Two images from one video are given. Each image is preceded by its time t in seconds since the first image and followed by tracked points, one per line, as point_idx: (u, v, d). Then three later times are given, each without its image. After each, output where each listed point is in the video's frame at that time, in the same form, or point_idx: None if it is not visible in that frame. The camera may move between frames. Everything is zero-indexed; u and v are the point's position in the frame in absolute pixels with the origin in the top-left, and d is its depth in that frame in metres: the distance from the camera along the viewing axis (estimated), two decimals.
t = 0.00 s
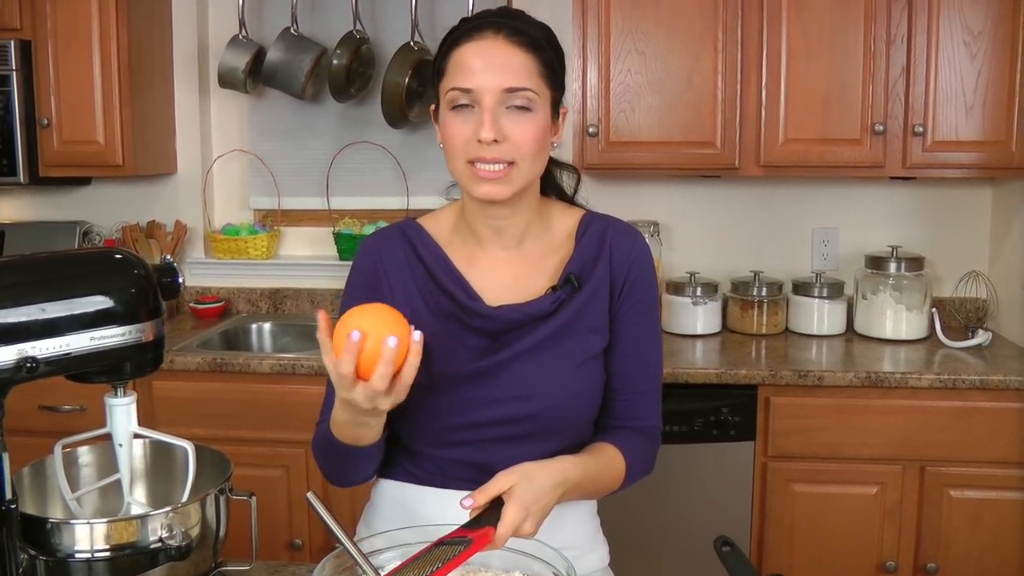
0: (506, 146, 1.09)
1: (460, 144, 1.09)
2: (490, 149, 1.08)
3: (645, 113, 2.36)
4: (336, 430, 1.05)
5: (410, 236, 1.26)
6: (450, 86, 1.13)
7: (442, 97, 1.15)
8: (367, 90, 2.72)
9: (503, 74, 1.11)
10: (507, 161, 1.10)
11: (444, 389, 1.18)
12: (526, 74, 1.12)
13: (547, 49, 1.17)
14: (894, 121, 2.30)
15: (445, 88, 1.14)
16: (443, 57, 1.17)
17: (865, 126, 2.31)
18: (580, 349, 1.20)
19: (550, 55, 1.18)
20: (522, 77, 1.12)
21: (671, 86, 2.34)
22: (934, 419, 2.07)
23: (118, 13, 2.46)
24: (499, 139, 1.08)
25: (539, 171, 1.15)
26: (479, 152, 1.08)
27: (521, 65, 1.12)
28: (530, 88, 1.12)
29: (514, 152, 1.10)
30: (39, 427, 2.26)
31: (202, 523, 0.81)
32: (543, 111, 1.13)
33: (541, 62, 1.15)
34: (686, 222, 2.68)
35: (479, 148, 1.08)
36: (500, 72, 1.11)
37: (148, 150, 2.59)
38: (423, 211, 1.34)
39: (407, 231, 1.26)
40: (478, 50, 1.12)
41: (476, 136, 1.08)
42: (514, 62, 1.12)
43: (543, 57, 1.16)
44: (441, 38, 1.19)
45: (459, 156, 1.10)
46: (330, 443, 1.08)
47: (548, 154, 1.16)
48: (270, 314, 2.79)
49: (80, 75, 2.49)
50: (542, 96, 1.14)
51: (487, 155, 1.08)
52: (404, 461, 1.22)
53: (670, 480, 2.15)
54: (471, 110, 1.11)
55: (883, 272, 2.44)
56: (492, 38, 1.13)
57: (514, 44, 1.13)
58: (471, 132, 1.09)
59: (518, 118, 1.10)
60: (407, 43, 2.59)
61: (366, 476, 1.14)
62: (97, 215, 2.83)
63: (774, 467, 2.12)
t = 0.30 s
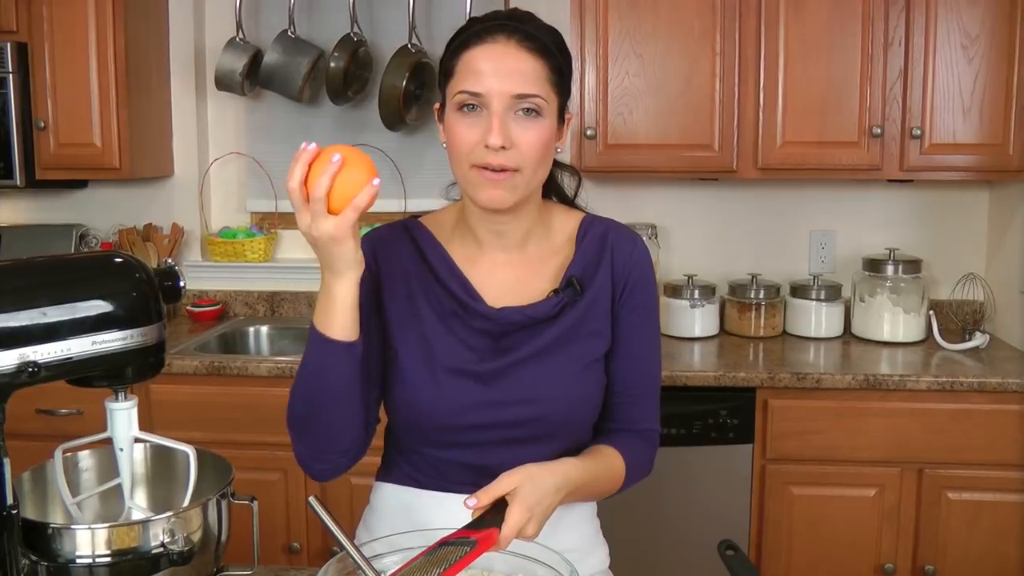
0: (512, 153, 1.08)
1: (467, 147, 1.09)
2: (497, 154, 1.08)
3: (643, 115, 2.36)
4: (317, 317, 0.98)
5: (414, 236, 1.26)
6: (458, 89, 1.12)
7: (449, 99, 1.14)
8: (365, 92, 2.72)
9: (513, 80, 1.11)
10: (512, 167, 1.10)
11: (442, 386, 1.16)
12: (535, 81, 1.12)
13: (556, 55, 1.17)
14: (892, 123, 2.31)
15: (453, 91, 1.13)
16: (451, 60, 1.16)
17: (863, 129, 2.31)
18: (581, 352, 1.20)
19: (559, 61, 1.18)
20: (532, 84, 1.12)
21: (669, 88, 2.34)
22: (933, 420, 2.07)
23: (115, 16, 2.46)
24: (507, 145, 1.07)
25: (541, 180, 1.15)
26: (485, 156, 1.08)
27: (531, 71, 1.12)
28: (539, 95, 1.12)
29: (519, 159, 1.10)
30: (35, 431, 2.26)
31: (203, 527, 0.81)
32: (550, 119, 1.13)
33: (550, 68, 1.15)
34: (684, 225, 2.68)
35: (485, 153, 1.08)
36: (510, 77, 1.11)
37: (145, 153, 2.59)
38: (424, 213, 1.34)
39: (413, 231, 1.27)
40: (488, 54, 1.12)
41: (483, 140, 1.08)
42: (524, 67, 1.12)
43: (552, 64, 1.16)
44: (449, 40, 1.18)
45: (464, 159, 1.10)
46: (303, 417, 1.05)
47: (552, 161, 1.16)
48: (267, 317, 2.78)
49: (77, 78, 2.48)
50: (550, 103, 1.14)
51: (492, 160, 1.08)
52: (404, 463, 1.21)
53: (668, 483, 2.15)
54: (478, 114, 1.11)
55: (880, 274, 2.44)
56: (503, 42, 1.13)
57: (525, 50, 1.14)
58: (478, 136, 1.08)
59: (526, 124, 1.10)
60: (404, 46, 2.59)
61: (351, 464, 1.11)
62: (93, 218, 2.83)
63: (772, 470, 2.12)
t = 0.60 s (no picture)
0: (518, 165, 1.09)
1: (474, 160, 1.09)
2: (503, 167, 1.08)
3: (639, 117, 2.36)
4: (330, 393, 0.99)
5: (413, 239, 1.26)
6: (462, 100, 1.12)
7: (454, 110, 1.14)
8: (361, 95, 2.72)
9: (518, 92, 1.11)
10: (519, 180, 1.10)
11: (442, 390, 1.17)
12: (541, 91, 1.12)
13: (559, 62, 1.17)
14: (888, 125, 2.31)
15: (457, 102, 1.13)
16: (454, 69, 1.16)
17: (858, 130, 2.31)
18: (580, 356, 1.20)
19: (563, 69, 1.17)
20: (537, 95, 1.11)
21: (665, 90, 2.35)
22: (930, 421, 2.07)
23: (110, 19, 2.45)
24: (513, 158, 1.08)
25: (547, 189, 1.15)
26: (492, 170, 1.09)
27: (535, 81, 1.12)
28: (544, 105, 1.11)
29: (526, 172, 1.10)
30: (31, 436, 2.25)
31: (203, 532, 0.80)
32: (557, 129, 1.13)
33: (554, 77, 1.15)
34: (680, 227, 2.68)
35: (492, 166, 1.08)
36: (514, 87, 1.11)
37: (140, 156, 2.58)
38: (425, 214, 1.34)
39: (411, 235, 1.26)
40: (493, 64, 1.12)
41: (489, 154, 1.08)
42: (529, 77, 1.12)
43: (557, 73, 1.16)
44: (452, 49, 1.18)
45: (472, 174, 1.10)
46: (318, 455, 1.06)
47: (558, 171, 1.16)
48: (263, 321, 2.77)
49: (72, 81, 2.48)
50: (555, 112, 1.14)
51: (499, 174, 1.09)
52: (404, 466, 1.21)
53: (666, 485, 2.15)
54: (484, 126, 1.11)
55: (877, 275, 2.44)
56: (506, 52, 1.13)
57: (529, 59, 1.13)
58: (484, 149, 1.09)
59: (531, 136, 1.10)
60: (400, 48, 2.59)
61: (364, 481, 1.13)
62: (88, 222, 2.82)
63: (770, 471, 2.12)
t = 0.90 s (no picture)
0: (515, 159, 1.08)
1: (471, 155, 1.09)
2: (501, 161, 1.08)
3: (636, 118, 2.36)
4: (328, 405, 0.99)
5: (411, 239, 1.26)
6: (458, 97, 1.12)
7: (451, 107, 1.14)
8: (357, 97, 2.71)
9: (515, 88, 1.10)
10: (517, 174, 1.09)
11: (440, 393, 1.17)
12: (537, 86, 1.12)
13: (556, 59, 1.17)
14: (884, 125, 2.32)
15: (454, 99, 1.13)
16: (450, 67, 1.16)
17: (855, 131, 2.32)
18: (579, 357, 1.20)
19: (560, 66, 1.18)
20: (534, 90, 1.11)
21: (661, 91, 2.35)
22: (927, 421, 2.08)
23: (105, 22, 2.44)
24: (510, 151, 1.08)
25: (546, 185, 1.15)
26: (489, 164, 1.08)
27: (532, 76, 1.12)
28: (541, 100, 1.11)
29: (524, 165, 1.09)
30: (26, 440, 2.24)
31: (205, 534, 0.80)
32: (554, 123, 1.13)
33: (551, 73, 1.15)
34: (676, 228, 2.68)
35: (489, 160, 1.08)
36: (511, 83, 1.11)
37: (136, 159, 2.57)
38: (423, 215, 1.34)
39: (409, 235, 1.26)
40: (489, 60, 1.12)
41: (487, 148, 1.08)
42: (526, 73, 1.12)
43: (553, 68, 1.16)
44: (448, 48, 1.18)
45: (468, 168, 1.10)
46: (314, 463, 1.06)
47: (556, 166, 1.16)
48: (259, 323, 2.77)
49: (67, 83, 2.47)
50: (552, 108, 1.13)
51: (496, 168, 1.08)
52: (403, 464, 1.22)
53: (664, 486, 2.15)
54: (480, 122, 1.11)
55: (873, 275, 2.45)
56: (503, 49, 1.13)
57: (526, 55, 1.13)
58: (481, 144, 1.08)
59: (529, 131, 1.10)
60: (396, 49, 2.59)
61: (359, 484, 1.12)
62: (83, 224, 2.81)
63: (767, 471, 2.12)
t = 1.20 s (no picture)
0: (511, 148, 1.08)
1: (467, 143, 1.09)
2: (497, 149, 1.08)
3: (632, 119, 2.36)
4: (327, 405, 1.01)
5: (403, 241, 1.26)
6: (455, 86, 1.12)
7: (447, 97, 1.14)
8: (352, 97, 2.71)
9: (511, 77, 1.10)
10: (513, 162, 1.09)
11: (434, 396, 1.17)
12: (533, 76, 1.12)
13: (551, 53, 1.17)
14: (879, 127, 2.32)
15: (451, 89, 1.13)
16: (446, 59, 1.16)
17: (850, 133, 2.32)
18: (572, 357, 1.20)
19: (554, 60, 1.18)
20: (529, 80, 1.11)
21: (657, 93, 2.35)
22: (922, 421, 2.08)
23: (100, 23, 2.44)
24: (506, 139, 1.08)
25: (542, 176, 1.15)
26: (485, 152, 1.08)
27: (528, 67, 1.12)
28: (537, 90, 1.11)
29: (520, 154, 1.09)
30: (20, 441, 2.23)
31: (204, 537, 0.80)
32: (548, 114, 1.13)
33: (546, 66, 1.15)
34: (672, 229, 2.68)
35: (485, 148, 1.08)
36: (507, 72, 1.11)
37: (131, 160, 2.57)
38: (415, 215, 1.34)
39: (401, 237, 1.26)
40: (486, 51, 1.12)
41: (483, 135, 1.08)
42: (522, 64, 1.12)
43: (548, 61, 1.16)
44: (444, 42, 1.18)
45: (464, 157, 1.10)
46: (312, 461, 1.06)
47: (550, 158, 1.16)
48: (254, 324, 2.76)
49: (62, 84, 2.46)
50: (547, 98, 1.13)
51: (492, 156, 1.08)
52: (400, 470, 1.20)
53: (660, 487, 2.15)
54: (476, 111, 1.11)
55: (868, 277, 2.45)
56: (499, 40, 1.13)
57: (522, 47, 1.13)
58: (477, 132, 1.08)
59: (524, 120, 1.10)
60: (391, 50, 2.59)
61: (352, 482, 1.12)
62: (78, 225, 2.80)
63: (763, 472, 2.12)
